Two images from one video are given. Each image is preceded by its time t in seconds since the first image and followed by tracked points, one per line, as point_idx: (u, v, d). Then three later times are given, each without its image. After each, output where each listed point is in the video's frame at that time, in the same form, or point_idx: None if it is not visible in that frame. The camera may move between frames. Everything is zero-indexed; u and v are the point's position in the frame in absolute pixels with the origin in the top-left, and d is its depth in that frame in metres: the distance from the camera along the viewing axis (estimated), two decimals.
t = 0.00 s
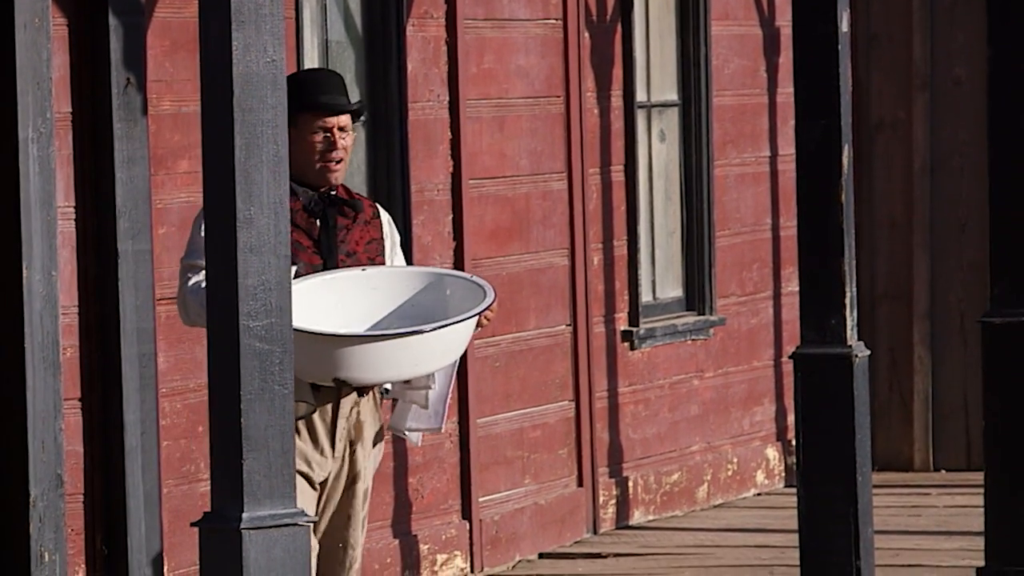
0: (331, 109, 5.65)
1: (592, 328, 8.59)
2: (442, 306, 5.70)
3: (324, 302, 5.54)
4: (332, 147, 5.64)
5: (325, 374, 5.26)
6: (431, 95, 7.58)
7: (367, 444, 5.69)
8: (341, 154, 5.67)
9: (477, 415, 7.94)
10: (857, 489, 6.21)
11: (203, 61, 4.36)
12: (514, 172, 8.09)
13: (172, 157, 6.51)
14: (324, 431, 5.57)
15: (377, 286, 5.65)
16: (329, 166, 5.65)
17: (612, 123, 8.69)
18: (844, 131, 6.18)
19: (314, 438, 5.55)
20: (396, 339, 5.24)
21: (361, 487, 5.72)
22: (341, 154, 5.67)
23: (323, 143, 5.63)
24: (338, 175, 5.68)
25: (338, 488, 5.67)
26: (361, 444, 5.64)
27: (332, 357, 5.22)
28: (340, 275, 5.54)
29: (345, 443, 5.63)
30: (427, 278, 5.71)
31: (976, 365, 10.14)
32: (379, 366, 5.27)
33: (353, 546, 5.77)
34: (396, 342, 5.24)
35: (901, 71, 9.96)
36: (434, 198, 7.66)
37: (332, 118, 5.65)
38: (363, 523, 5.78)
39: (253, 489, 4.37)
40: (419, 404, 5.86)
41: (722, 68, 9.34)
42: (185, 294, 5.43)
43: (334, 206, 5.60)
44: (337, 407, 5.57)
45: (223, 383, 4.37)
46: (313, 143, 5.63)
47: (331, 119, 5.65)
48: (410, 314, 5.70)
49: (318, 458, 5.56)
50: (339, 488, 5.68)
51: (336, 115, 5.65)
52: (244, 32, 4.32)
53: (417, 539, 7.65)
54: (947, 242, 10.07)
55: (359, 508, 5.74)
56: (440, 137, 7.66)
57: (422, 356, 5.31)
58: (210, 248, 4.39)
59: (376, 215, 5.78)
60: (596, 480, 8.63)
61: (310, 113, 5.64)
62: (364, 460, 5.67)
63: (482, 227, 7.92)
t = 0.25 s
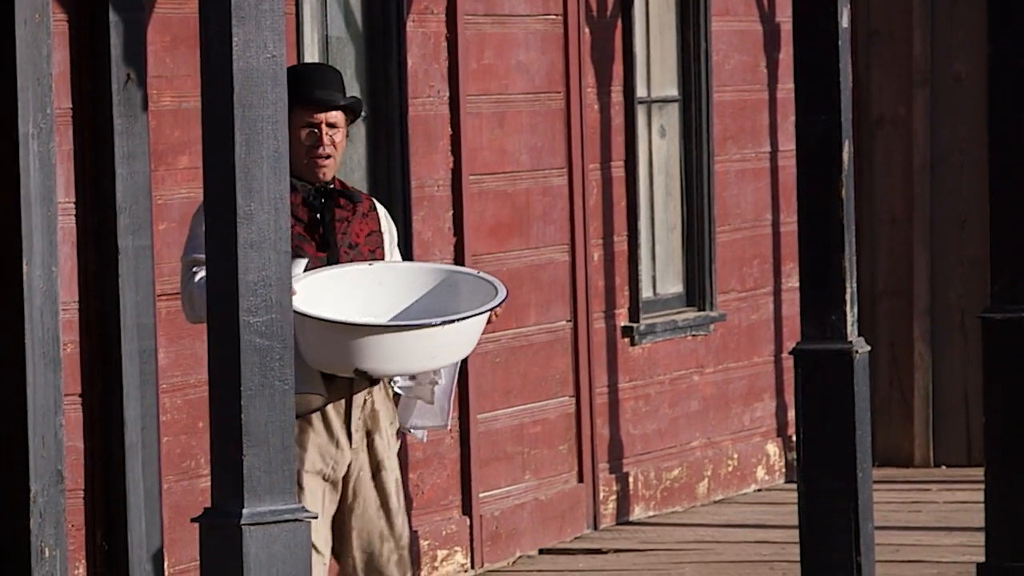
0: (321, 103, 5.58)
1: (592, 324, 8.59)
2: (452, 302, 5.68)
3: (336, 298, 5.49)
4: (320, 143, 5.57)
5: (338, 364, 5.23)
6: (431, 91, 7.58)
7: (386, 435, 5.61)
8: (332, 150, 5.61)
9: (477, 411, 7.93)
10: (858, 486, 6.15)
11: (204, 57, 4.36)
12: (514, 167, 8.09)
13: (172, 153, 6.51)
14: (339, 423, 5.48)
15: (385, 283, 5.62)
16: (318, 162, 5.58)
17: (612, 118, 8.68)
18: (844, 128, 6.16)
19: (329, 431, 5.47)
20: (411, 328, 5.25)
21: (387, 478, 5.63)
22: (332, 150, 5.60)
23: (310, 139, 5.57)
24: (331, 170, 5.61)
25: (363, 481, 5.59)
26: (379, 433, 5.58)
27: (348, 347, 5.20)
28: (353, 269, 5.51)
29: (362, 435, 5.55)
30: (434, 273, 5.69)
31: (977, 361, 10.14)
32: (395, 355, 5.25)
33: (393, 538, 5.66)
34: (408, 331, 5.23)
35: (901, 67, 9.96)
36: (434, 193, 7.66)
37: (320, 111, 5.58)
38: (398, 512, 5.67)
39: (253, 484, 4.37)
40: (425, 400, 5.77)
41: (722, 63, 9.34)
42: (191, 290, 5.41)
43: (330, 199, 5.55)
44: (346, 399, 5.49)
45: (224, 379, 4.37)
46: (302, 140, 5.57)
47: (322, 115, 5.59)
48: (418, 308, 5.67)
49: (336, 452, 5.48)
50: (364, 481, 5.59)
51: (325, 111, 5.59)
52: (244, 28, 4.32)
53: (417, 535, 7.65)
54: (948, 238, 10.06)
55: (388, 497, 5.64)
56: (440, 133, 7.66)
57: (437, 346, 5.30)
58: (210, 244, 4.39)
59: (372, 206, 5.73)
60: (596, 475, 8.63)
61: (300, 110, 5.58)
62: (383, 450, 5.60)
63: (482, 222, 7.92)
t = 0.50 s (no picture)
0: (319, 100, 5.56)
1: (592, 322, 8.59)
2: (471, 297, 5.67)
3: (354, 292, 5.48)
4: (320, 140, 5.54)
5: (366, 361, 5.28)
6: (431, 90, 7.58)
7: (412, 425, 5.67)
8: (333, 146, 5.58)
9: (477, 409, 7.93)
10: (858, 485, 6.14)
11: (204, 55, 4.36)
12: (514, 166, 8.09)
13: (172, 152, 6.51)
14: (368, 418, 5.54)
15: (404, 276, 5.59)
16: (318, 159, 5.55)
17: (612, 117, 8.68)
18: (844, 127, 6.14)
19: (357, 427, 5.51)
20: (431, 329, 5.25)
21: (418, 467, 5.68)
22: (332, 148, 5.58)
23: (310, 136, 5.55)
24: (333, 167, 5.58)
25: (392, 471, 5.64)
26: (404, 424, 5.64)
27: (376, 345, 5.25)
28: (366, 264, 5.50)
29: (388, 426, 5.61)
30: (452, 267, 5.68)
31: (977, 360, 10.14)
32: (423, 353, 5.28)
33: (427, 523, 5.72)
34: (435, 331, 5.26)
35: (901, 66, 9.96)
36: (434, 192, 7.65)
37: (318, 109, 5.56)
38: (431, 499, 5.72)
39: (253, 483, 4.37)
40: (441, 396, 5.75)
41: (722, 62, 9.34)
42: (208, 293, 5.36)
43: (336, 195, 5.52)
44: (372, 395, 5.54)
45: (223, 377, 4.37)
46: (301, 138, 5.55)
47: (320, 112, 5.57)
48: (437, 304, 5.66)
49: (363, 446, 5.54)
50: (394, 472, 5.65)
51: (325, 108, 5.57)
52: (244, 27, 4.32)
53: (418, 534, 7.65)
54: (948, 237, 10.06)
55: (421, 485, 5.69)
56: (440, 132, 7.66)
57: (465, 344, 5.32)
58: (210, 242, 4.38)
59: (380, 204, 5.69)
60: (596, 474, 8.63)
61: (301, 108, 5.58)
62: (411, 440, 5.66)
63: (482, 221, 7.92)
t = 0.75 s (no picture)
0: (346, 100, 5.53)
1: (588, 322, 8.59)
2: (505, 296, 5.58)
3: (382, 295, 5.42)
4: (337, 140, 5.52)
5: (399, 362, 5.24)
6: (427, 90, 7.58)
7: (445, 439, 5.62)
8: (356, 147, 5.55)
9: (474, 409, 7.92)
10: (854, 484, 6.13)
11: (200, 55, 4.36)
12: (509, 166, 8.09)
13: (169, 152, 6.51)
14: (398, 423, 5.50)
15: (433, 277, 5.51)
16: (338, 158, 5.52)
17: (609, 117, 8.69)
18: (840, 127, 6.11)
19: (386, 432, 5.47)
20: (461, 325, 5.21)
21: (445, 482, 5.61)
22: (353, 148, 5.54)
23: (328, 136, 5.53)
24: (359, 169, 5.57)
25: (420, 483, 5.57)
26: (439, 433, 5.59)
27: (409, 344, 5.21)
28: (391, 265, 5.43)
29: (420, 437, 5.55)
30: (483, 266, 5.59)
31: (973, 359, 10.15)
32: (459, 350, 5.25)
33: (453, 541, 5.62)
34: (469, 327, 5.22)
35: (898, 65, 9.96)
36: (431, 192, 7.65)
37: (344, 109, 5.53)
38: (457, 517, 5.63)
39: (249, 483, 4.37)
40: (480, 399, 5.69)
41: (718, 62, 9.34)
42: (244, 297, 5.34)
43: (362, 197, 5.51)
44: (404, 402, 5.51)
45: (219, 377, 4.37)
46: (321, 137, 5.54)
47: (341, 111, 5.53)
48: (470, 303, 5.58)
49: (391, 452, 5.48)
50: (422, 484, 5.58)
51: (344, 107, 5.52)
52: (240, 26, 4.32)
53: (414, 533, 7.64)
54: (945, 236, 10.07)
55: (448, 500, 5.61)
56: (436, 132, 7.66)
57: (499, 339, 5.29)
58: (206, 242, 4.38)
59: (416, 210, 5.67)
60: (593, 474, 8.63)
61: (322, 107, 5.54)
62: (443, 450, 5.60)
63: (479, 220, 7.92)
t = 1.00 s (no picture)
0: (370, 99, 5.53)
1: (575, 323, 8.59)
2: (517, 301, 5.58)
3: (383, 304, 5.44)
4: (356, 138, 5.53)
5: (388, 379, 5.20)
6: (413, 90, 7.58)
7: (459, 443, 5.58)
8: (375, 144, 5.55)
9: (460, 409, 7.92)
10: (838, 483, 6.13)
11: (186, 55, 4.35)
12: (495, 166, 8.08)
13: (154, 151, 6.50)
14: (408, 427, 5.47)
15: (435, 283, 5.51)
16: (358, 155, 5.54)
17: (595, 116, 8.69)
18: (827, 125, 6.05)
19: (397, 436, 5.44)
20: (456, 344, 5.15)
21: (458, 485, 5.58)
22: (371, 145, 5.54)
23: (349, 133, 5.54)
24: (385, 166, 5.56)
25: (432, 486, 5.55)
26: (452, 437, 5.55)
27: (398, 363, 5.15)
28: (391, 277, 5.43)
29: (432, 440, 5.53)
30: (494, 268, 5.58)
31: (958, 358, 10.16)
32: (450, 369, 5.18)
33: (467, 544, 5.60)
34: (460, 345, 5.15)
35: (883, 65, 9.97)
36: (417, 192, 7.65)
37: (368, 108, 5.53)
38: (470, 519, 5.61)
39: (235, 483, 4.36)
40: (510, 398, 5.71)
41: (704, 62, 9.34)
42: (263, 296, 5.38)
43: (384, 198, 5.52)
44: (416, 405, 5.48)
45: (205, 377, 4.36)
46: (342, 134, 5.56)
47: (366, 108, 5.53)
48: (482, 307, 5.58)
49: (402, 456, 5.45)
50: (434, 487, 5.56)
51: (368, 103, 5.53)
52: (226, 26, 4.31)
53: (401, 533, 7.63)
54: (930, 236, 10.08)
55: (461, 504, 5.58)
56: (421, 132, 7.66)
57: (492, 356, 5.21)
58: (192, 242, 4.38)
59: (456, 206, 5.68)
60: (579, 474, 8.63)
61: (346, 103, 5.55)
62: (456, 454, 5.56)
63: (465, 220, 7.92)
